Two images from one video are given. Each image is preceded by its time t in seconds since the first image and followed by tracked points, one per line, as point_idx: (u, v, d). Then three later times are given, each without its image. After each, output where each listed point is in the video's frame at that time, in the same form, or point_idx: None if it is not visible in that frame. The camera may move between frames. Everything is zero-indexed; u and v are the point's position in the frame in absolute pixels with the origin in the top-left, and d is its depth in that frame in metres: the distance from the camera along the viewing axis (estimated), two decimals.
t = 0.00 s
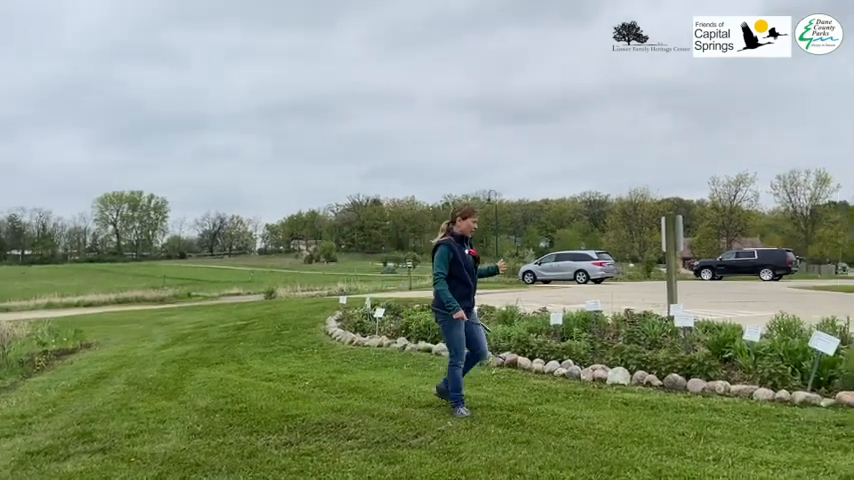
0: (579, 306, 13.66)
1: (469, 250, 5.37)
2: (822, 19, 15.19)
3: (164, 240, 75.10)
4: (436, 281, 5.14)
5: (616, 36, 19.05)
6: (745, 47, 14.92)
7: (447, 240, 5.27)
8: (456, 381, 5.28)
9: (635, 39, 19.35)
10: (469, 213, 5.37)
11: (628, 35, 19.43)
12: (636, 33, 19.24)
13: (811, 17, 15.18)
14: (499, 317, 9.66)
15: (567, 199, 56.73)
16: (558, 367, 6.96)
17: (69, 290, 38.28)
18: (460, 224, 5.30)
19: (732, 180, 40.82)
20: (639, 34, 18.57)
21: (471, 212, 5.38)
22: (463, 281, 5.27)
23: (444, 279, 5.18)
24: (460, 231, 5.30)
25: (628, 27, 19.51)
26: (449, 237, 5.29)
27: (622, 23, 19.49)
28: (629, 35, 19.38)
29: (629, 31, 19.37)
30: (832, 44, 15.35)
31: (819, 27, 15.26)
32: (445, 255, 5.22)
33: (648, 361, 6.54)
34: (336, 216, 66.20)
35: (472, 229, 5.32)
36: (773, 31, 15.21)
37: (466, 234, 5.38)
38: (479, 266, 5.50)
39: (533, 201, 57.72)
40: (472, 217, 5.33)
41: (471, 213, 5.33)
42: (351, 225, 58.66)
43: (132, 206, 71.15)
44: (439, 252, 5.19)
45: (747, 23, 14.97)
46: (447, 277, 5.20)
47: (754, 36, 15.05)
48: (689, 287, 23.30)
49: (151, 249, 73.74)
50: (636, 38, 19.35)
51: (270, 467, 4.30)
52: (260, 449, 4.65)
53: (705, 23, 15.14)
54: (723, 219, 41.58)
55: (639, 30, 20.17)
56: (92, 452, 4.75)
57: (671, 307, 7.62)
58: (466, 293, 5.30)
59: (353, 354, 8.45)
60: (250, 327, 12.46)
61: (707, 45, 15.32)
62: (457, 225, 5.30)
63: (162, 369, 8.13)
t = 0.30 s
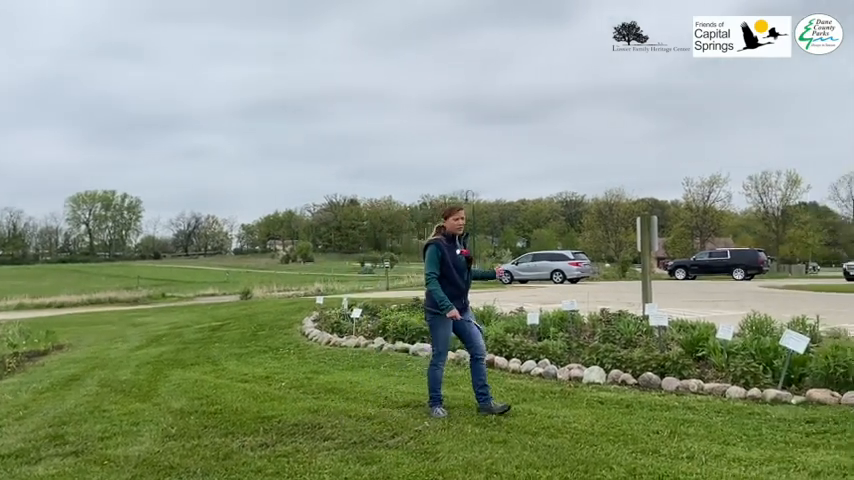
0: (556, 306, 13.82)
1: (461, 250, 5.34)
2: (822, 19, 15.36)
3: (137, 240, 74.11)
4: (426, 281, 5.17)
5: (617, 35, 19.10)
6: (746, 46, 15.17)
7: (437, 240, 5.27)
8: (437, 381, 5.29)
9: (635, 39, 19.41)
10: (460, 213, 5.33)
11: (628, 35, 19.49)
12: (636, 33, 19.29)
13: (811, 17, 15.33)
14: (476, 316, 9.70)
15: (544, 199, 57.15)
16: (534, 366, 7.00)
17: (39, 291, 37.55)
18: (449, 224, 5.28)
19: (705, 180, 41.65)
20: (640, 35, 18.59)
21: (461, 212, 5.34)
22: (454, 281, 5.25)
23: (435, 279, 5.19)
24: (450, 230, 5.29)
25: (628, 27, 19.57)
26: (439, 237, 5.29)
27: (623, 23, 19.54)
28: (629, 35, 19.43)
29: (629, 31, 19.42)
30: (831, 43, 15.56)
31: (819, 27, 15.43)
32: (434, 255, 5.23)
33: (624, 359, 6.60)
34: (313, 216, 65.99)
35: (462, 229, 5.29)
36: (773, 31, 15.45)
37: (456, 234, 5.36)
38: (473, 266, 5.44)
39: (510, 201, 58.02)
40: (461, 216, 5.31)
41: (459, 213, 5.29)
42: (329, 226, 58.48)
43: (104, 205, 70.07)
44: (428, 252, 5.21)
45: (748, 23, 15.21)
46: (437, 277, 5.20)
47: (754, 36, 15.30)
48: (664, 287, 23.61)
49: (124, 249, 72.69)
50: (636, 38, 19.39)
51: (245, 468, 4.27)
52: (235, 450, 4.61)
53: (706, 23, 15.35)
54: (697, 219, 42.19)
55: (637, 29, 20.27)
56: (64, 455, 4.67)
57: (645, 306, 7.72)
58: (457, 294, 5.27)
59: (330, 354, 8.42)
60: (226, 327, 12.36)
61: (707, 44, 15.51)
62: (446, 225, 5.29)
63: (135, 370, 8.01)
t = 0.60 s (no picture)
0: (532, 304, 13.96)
1: (456, 247, 5.30)
2: (822, 19, 13.77)
3: (110, 239, 72.96)
4: (418, 280, 5.21)
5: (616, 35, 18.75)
6: (745, 48, 14.07)
7: (430, 239, 5.29)
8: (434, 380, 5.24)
9: (635, 40, 18.98)
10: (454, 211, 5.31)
11: (628, 35, 19.01)
12: (636, 34, 18.72)
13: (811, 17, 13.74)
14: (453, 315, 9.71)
15: (520, 199, 57.47)
16: (510, 364, 7.04)
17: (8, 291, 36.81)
18: (441, 222, 5.27)
19: (678, 181, 42.40)
20: (639, 34, 18.22)
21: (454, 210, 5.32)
22: (447, 279, 5.21)
23: (425, 277, 5.20)
24: (443, 228, 5.28)
25: (629, 27, 19.14)
26: (433, 235, 5.29)
27: (623, 23, 19.01)
28: (629, 35, 18.90)
29: (629, 32, 18.86)
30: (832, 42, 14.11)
31: (819, 27, 13.87)
32: (427, 254, 5.24)
33: (599, 358, 6.67)
34: (289, 215, 65.61)
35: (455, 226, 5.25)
36: (774, 32, 14.22)
37: (451, 232, 5.33)
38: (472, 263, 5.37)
39: (487, 201, 58.23)
40: (453, 214, 5.28)
41: (450, 210, 5.27)
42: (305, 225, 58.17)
43: (76, 204, 68.83)
44: (419, 251, 5.24)
45: (748, 23, 13.96)
46: (428, 275, 5.21)
47: (754, 36, 14.12)
48: (638, 286, 23.89)
49: (97, 249, 71.51)
50: (635, 38, 18.83)
51: (220, 469, 4.24)
52: (210, 451, 4.57)
53: (705, 23, 14.25)
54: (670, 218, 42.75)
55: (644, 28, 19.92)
56: (35, 458, 4.59)
57: (620, 305, 7.80)
58: (451, 291, 5.22)
59: (306, 354, 8.39)
60: (201, 327, 12.24)
61: (706, 45, 14.45)
62: (440, 224, 5.29)
63: (109, 371, 7.91)
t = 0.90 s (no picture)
0: (509, 302, 14.01)
1: (444, 243, 5.29)
2: (822, 19, 14.14)
3: (82, 238, 71.76)
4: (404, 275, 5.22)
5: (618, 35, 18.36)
6: (746, 47, 13.51)
7: (418, 235, 5.29)
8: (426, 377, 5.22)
9: (634, 40, 18.65)
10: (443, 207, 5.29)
11: (628, 35, 18.62)
12: (637, 35, 18.47)
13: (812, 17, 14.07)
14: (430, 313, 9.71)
15: (497, 197, 57.67)
16: (487, 362, 7.07)
17: None
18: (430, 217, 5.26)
19: (651, 179, 42.98)
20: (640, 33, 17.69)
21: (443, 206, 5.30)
22: (434, 275, 5.20)
23: (410, 273, 5.20)
24: (431, 224, 5.27)
25: (629, 27, 18.82)
26: (421, 231, 5.29)
27: (623, 23, 18.76)
28: (629, 35, 18.59)
29: (629, 32, 18.59)
30: (831, 43, 14.51)
31: (819, 27, 14.22)
32: (414, 250, 5.24)
33: (574, 356, 6.73)
34: (265, 213, 65.08)
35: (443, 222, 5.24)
36: (775, 31, 13.76)
37: (439, 228, 5.32)
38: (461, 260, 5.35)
39: (463, 200, 58.34)
40: (443, 209, 5.26)
41: (440, 205, 5.25)
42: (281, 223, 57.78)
43: (47, 202, 67.50)
44: (407, 247, 5.24)
45: (747, 23, 13.47)
46: (414, 271, 5.21)
47: (754, 37, 13.57)
48: (613, 283, 24.11)
49: (68, 247, 70.27)
50: (635, 39, 18.64)
51: (195, 470, 4.20)
52: (185, 452, 4.53)
53: (704, 22, 13.73)
54: (645, 217, 43.36)
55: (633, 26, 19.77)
56: (5, 460, 4.50)
57: (595, 303, 7.87)
58: (438, 288, 5.20)
59: (282, 353, 8.34)
60: (175, 327, 12.10)
61: (706, 45, 13.93)
62: (428, 220, 5.29)
63: (81, 371, 7.79)
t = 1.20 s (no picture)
0: (485, 299, 14.09)
1: (426, 239, 5.28)
2: (822, 20, 17.40)
3: (52, 236, 70.49)
4: (386, 272, 5.19)
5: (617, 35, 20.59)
6: (746, 46, 16.44)
7: (400, 231, 5.26)
8: (405, 376, 5.20)
9: (635, 39, 20.66)
10: (425, 203, 5.27)
11: (628, 35, 20.75)
12: (637, 34, 20.51)
13: (813, 18, 17.29)
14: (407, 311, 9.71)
15: (473, 195, 57.91)
16: (463, 360, 7.09)
17: None
18: (412, 214, 5.24)
19: (625, 177, 43.61)
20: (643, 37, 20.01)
21: (426, 201, 5.28)
22: (417, 272, 5.18)
23: (394, 270, 5.17)
24: (413, 220, 5.25)
25: (628, 27, 20.79)
26: (403, 227, 5.25)
27: (622, 24, 20.82)
28: (629, 35, 20.71)
29: (629, 32, 20.64)
30: (830, 42, 17.74)
31: (819, 27, 17.47)
32: (396, 247, 5.21)
33: (550, 352, 6.78)
34: (240, 211, 64.65)
35: (426, 219, 5.23)
36: (773, 32, 16.79)
37: (420, 224, 5.30)
38: (441, 256, 5.37)
39: (439, 197, 58.47)
40: (426, 206, 5.25)
41: (424, 202, 5.23)
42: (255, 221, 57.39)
43: (16, 199, 66.10)
44: (390, 243, 5.19)
45: (748, 24, 16.44)
46: (397, 267, 5.18)
47: (754, 36, 16.56)
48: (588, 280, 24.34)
49: (38, 245, 68.95)
50: (635, 38, 20.66)
51: (169, 470, 4.15)
52: (158, 452, 4.47)
53: (706, 23, 16.66)
54: (619, 214, 43.60)
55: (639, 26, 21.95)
56: None
57: (570, 299, 7.93)
58: (421, 284, 5.21)
59: (258, 352, 8.27)
60: (148, 326, 11.95)
61: (706, 44, 16.93)
62: (410, 216, 5.26)
63: (51, 371, 7.64)
